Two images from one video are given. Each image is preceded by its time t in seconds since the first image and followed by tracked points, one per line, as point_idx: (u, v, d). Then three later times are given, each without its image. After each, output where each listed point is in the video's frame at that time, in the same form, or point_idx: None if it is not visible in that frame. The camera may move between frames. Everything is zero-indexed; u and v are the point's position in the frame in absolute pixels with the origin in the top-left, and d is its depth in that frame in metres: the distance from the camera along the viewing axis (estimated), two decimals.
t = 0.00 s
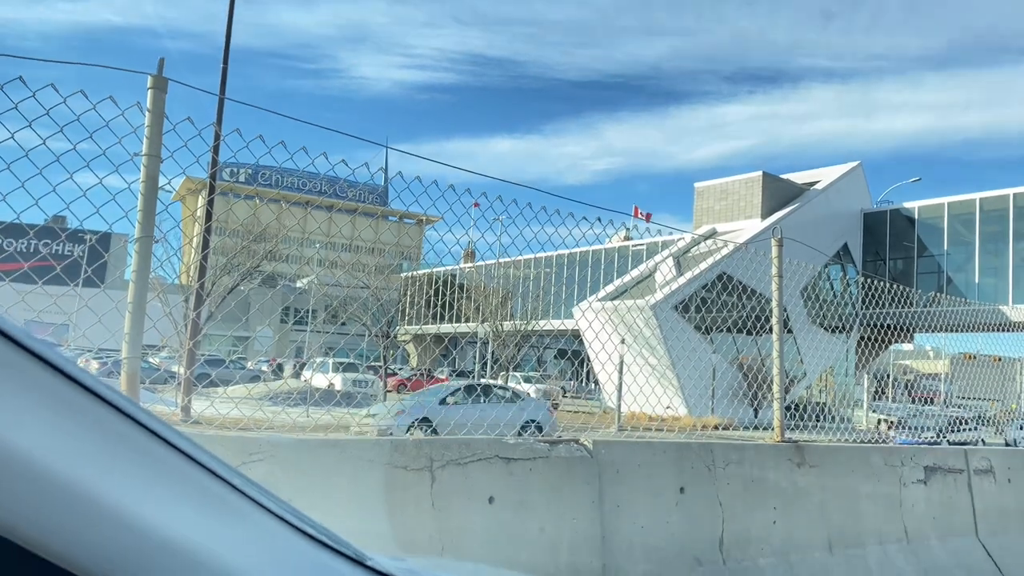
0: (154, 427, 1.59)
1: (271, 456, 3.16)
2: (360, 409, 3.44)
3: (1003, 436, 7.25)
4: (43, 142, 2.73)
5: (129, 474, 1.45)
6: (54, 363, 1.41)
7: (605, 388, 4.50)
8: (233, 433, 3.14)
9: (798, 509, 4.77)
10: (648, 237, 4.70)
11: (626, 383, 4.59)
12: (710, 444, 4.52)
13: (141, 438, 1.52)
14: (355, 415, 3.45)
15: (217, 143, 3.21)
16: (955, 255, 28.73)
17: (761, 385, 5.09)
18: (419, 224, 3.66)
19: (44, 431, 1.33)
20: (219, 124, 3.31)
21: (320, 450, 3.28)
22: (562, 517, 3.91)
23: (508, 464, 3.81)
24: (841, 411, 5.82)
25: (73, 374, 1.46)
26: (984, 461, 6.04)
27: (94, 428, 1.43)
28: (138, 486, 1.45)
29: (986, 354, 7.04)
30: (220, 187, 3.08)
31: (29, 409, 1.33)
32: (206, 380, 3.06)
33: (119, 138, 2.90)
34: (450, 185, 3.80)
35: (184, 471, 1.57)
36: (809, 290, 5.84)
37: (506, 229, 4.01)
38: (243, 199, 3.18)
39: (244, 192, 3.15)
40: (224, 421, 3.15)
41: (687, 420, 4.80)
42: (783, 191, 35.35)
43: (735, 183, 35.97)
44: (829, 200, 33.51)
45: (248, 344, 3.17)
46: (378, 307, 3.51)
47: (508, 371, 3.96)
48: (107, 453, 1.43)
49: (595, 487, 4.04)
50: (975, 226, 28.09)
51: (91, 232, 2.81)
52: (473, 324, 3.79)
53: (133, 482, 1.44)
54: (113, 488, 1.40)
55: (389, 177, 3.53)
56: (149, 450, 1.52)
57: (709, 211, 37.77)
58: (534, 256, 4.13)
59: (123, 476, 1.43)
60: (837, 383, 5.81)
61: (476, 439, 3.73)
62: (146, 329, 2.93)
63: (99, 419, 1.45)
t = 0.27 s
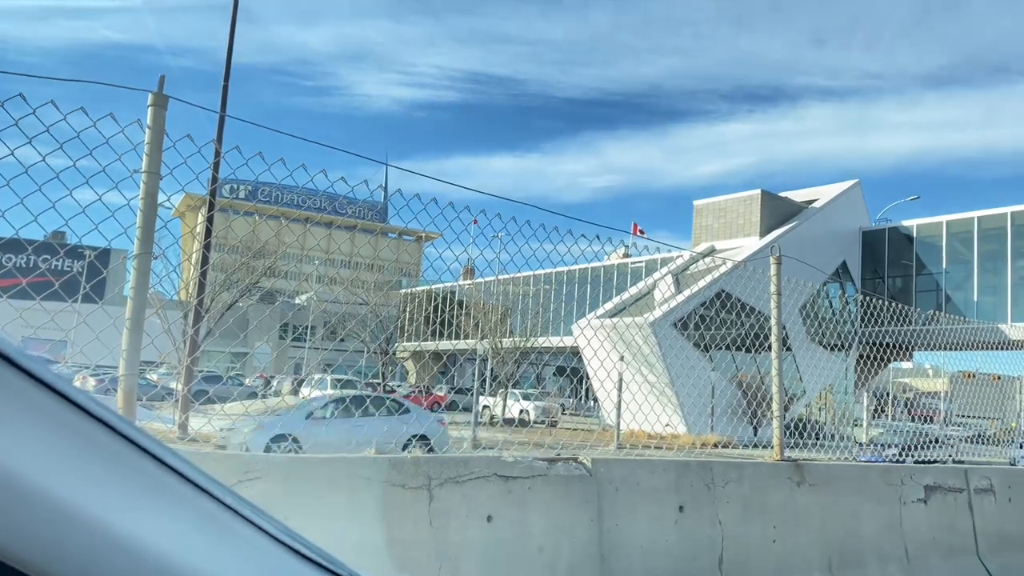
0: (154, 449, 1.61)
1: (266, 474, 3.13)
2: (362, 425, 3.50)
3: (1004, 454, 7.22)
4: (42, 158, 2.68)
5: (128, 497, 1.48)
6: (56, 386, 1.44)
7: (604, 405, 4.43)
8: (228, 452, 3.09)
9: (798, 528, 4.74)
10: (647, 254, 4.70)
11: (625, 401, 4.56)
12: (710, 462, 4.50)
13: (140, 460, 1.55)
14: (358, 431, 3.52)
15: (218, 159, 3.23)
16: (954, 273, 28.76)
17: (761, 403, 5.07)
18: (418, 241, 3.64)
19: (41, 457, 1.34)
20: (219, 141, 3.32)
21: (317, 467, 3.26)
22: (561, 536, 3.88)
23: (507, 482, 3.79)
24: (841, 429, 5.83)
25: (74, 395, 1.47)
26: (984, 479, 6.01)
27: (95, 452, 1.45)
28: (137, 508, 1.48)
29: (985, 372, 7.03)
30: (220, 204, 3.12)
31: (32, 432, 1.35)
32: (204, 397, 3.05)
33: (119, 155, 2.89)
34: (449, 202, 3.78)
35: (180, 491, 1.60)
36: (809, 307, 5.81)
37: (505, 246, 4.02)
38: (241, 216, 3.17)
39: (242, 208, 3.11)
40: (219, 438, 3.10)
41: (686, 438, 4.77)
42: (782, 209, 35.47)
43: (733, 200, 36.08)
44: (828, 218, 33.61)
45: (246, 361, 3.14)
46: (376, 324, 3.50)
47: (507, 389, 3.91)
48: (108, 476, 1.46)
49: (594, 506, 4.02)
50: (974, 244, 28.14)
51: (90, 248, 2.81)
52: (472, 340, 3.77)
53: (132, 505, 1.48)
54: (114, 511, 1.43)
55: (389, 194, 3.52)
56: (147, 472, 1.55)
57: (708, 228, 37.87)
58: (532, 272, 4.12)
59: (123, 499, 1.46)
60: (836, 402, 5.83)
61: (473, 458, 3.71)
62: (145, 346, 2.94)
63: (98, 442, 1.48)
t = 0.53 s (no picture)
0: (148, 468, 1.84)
1: (264, 492, 3.11)
2: (356, 443, 3.42)
3: (1004, 472, 7.20)
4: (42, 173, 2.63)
5: (120, 512, 1.72)
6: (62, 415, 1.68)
7: (603, 421, 4.43)
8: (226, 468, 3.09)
9: (797, 546, 4.71)
10: (645, 270, 4.70)
11: (623, 418, 4.59)
12: (709, 480, 4.48)
13: (132, 479, 1.78)
14: (350, 449, 3.41)
15: (216, 176, 3.23)
16: (952, 290, 28.81)
17: (759, 420, 5.02)
18: (417, 257, 3.65)
19: (49, 477, 1.60)
20: (218, 157, 3.33)
21: (314, 485, 3.23)
22: (559, 554, 3.86)
23: (505, 500, 3.77)
24: (842, 446, 5.80)
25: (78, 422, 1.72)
26: (984, 497, 5.99)
27: (92, 473, 1.70)
28: (127, 523, 1.72)
29: (984, 389, 7.02)
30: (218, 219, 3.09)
31: (40, 459, 1.60)
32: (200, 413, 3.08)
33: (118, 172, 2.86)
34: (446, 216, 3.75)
35: (167, 507, 1.84)
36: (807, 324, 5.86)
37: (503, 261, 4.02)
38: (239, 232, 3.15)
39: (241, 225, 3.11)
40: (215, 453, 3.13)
41: (684, 455, 4.73)
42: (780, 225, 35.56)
43: (732, 217, 36.18)
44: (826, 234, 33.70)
45: (243, 376, 3.16)
46: (374, 339, 3.50)
47: (505, 406, 3.95)
48: (105, 494, 1.70)
49: (592, 523, 3.99)
50: (972, 261, 28.21)
51: (88, 264, 2.80)
52: (469, 356, 3.75)
53: (123, 522, 1.71)
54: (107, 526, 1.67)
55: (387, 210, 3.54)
56: (138, 489, 1.79)
57: (707, 245, 37.94)
58: (531, 288, 4.11)
59: (119, 513, 1.71)
60: (834, 418, 5.78)
61: (471, 475, 3.69)
62: (141, 362, 2.93)
63: (97, 464, 1.72)
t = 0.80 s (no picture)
0: (143, 481, 1.83)
1: (261, 506, 3.10)
2: (354, 455, 3.43)
3: (1003, 485, 7.18)
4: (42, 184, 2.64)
5: (115, 528, 1.72)
6: (58, 430, 1.67)
7: (602, 435, 4.39)
8: (221, 483, 3.05)
9: (796, 560, 4.68)
10: (644, 283, 4.71)
11: (622, 432, 4.58)
12: (708, 494, 4.46)
13: (129, 495, 1.78)
14: (348, 461, 3.43)
15: (215, 189, 3.23)
16: (950, 303, 28.84)
17: (759, 433, 5.02)
18: (415, 269, 3.64)
19: (45, 494, 1.59)
20: (217, 170, 3.34)
21: (312, 499, 3.22)
22: (557, 569, 3.84)
23: (503, 514, 3.75)
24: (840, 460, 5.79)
25: (74, 436, 1.71)
26: (984, 511, 5.97)
27: (88, 489, 1.69)
28: (121, 539, 1.71)
29: (983, 403, 7.01)
30: (215, 232, 3.06)
31: (37, 475, 1.59)
32: (198, 426, 3.01)
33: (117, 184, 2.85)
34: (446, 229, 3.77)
35: (162, 520, 1.84)
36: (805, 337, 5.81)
37: (501, 274, 4.02)
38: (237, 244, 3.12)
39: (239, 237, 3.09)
40: (213, 467, 3.07)
41: (682, 469, 4.70)
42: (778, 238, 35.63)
43: (730, 230, 36.24)
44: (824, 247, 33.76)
45: (241, 388, 3.12)
46: (373, 351, 3.52)
47: (503, 419, 3.93)
48: (100, 510, 1.70)
49: (591, 537, 3.97)
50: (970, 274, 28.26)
51: (86, 276, 2.80)
52: (468, 369, 3.81)
53: (118, 537, 1.71)
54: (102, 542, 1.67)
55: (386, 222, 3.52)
56: (134, 505, 1.79)
57: (705, 257, 37.99)
58: (530, 300, 4.11)
59: (113, 529, 1.71)
60: (834, 431, 5.77)
61: (469, 489, 3.68)
62: (139, 374, 2.93)
63: (93, 479, 1.71)
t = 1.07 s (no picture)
0: (140, 491, 1.83)
1: (259, 516, 3.09)
2: (352, 465, 3.41)
3: (1002, 496, 7.16)
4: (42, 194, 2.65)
5: (111, 538, 1.71)
6: (55, 440, 1.66)
7: (602, 445, 4.35)
8: (219, 493, 3.07)
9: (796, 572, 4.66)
10: (643, 292, 4.71)
11: (621, 443, 4.48)
12: (707, 504, 4.45)
13: (126, 504, 1.77)
14: (345, 471, 3.41)
15: (215, 198, 3.24)
16: (949, 313, 28.86)
17: (759, 443, 5.02)
18: (414, 278, 3.66)
19: (40, 504, 1.58)
20: (217, 179, 3.34)
21: (310, 508, 3.22)
22: None
23: (502, 524, 3.74)
24: (840, 469, 5.78)
25: (71, 446, 1.70)
26: (984, 522, 5.95)
27: (84, 499, 1.68)
28: (116, 550, 1.70)
29: (982, 413, 7.01)
30: (214, 241, 3.06)
31: (33, 485, 1.58)
32: (196, 435, 3.01)
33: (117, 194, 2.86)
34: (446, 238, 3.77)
35: (159, 531, 1.83)
36: (806, 347, 5.73)
37: (500, 283, 4.02)
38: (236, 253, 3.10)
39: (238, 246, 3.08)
40: (211, 477, 3.08)
41: (681, 479, 4.81)
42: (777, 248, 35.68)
43: (728, 240, 36.31)
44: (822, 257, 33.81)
45: (240, 398, 3.10)
46: (371, 361, 3.50)
47: (501, 429, 3.93)
48: (96, 520, 1.69)
49: (589, 548, 3.96)
50: (968, 284, 28.29)
51: (85, 285, 2.80)
52: (467, 378, 3.79)
53: (114, 548, 1.70)
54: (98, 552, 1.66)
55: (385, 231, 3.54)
56: (132, 514, 1.78)
57: (704, 267, 38.02)
58: (528, 310, 4.11)
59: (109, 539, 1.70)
60: (834, 441, 5.75)
61: (468, 499, 3.66)
62: (137, 384, 2.91)
63: (90, 489, 1.71)
